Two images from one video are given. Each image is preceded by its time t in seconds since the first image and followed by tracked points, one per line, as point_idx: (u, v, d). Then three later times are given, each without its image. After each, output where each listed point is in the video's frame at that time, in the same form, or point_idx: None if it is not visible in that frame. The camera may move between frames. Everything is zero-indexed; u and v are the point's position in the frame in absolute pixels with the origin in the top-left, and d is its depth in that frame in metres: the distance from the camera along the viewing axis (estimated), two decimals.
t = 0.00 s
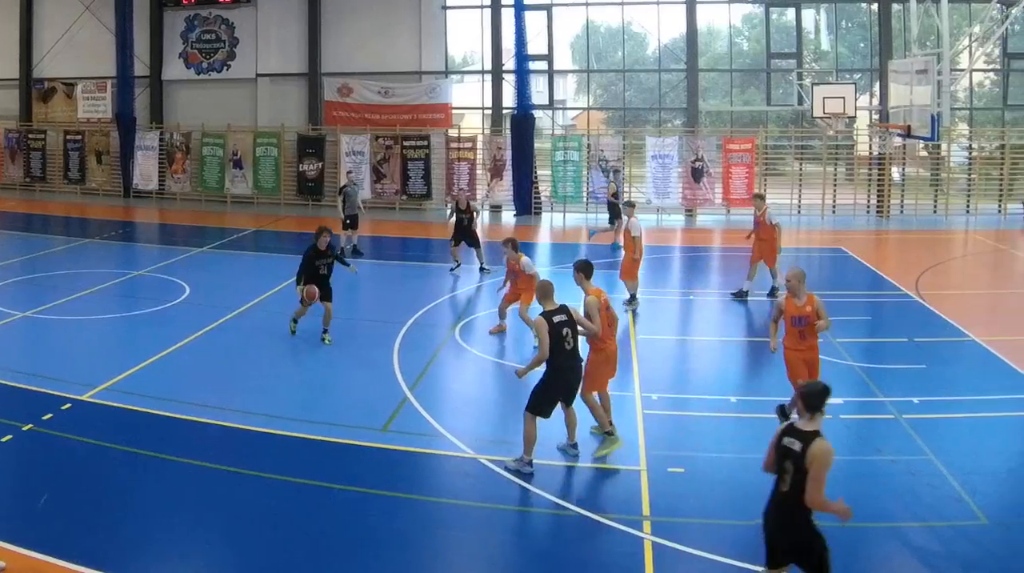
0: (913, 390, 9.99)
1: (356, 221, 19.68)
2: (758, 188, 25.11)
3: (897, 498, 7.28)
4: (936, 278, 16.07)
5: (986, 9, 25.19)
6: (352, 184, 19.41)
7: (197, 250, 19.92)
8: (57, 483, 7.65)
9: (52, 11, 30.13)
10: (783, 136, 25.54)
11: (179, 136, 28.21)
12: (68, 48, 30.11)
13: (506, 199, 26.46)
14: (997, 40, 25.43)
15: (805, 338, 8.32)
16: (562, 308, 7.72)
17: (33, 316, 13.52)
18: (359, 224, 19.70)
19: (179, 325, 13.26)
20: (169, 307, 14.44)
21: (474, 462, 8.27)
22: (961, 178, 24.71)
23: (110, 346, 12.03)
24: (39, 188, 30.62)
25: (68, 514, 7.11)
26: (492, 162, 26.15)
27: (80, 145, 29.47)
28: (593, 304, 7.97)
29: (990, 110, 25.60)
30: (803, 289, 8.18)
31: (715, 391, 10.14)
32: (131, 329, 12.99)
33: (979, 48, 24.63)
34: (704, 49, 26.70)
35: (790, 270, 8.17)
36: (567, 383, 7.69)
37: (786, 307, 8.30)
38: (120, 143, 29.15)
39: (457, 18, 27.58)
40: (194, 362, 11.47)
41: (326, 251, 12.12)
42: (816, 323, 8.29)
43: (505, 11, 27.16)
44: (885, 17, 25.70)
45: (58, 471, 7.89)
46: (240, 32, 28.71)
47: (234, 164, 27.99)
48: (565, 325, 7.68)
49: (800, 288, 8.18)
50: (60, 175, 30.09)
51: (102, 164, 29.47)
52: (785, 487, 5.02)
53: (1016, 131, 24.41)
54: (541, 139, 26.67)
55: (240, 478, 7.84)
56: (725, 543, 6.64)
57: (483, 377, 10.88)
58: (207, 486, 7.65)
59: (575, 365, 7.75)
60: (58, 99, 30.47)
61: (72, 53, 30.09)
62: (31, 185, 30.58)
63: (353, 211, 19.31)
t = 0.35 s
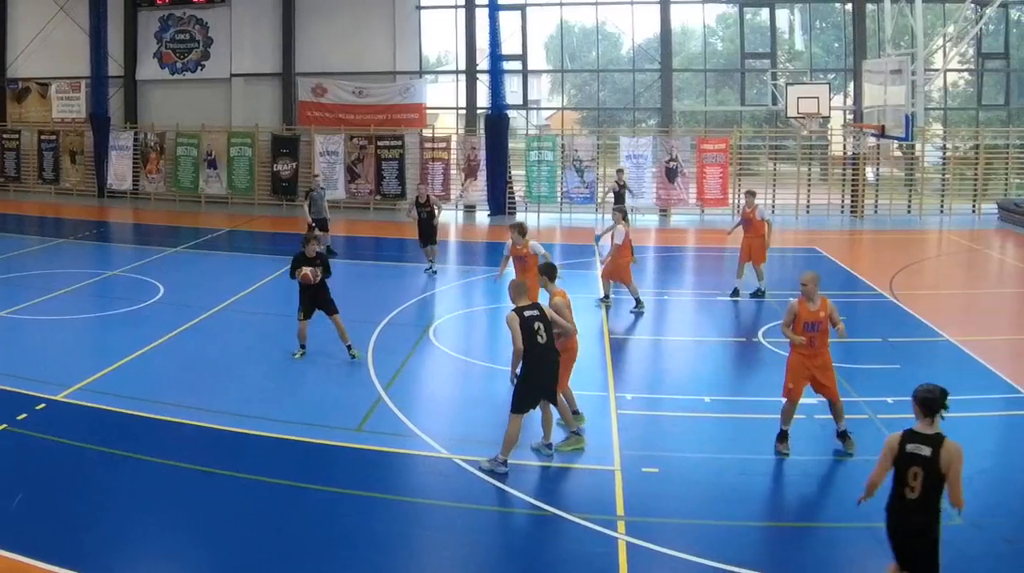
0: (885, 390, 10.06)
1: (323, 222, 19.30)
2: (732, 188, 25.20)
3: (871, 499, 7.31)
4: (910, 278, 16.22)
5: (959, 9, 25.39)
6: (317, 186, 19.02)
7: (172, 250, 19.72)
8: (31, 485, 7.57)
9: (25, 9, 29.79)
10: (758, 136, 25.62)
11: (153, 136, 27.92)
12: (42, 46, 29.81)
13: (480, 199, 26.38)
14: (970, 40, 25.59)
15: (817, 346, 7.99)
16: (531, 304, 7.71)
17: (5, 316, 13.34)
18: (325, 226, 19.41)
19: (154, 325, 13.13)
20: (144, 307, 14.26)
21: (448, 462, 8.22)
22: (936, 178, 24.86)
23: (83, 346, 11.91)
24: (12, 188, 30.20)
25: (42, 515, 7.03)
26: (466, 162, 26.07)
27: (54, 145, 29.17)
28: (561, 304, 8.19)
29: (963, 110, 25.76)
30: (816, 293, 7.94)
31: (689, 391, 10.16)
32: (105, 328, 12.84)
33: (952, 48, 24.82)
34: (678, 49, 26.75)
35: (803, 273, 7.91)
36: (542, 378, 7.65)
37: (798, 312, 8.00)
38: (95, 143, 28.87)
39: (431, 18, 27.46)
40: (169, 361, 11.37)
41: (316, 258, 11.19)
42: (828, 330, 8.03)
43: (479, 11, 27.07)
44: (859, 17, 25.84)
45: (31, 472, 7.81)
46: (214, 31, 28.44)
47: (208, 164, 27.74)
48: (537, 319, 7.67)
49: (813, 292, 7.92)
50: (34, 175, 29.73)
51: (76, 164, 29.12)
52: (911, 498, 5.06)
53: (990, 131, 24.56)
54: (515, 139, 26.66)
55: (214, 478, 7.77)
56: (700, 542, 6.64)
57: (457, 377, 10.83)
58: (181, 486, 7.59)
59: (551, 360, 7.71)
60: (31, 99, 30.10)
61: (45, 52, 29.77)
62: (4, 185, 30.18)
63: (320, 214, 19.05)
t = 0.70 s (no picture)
0: (858, 390, 10.12)
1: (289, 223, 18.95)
2: (707, 188, 25.27)
3: (845, 499, 7.34)
4: (884, 278, 16.36)
5: (932, 9, 25.62)
6: (281, 185, 18.70)
7: (146, 249, 19.49)
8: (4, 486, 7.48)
9: None
10: (732, 136, 25.70)
11: (127, 136, 27.64)
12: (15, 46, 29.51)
13: (454, 199, 25.99)
14: (944, 40, 25.77)
15: (823, 344, 8.07)
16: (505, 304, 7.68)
17: None
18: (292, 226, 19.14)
19: (128, 324, 13.00)
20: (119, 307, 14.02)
21: (422, 462, 8.17)
22: (910, 178, 25.03)
23: (57, 346, 11.77)
24: None
25: (16, 517, 6.96)
26: (440, 162, 25.97)
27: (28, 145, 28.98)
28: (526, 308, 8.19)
29: (938, 110, 25.97)
30: (826, 292, 8.03)
31: (664, 391, 10.17)
32: (79, 328, 12.69)
33: (926, 48, 25.01)
34: (652, 49, 26.80)
35: (814, 272, 8.05)
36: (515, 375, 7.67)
37: (808, 310, 8.12)
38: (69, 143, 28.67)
39: (405, 18, 27.29)
40: (144, 361, 11.25)
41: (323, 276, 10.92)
42: (838, 331, 8.05)
43: (453, 11, 26.98)
44: (833, 16, 25.95)
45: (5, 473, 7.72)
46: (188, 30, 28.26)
47: (182, 164, 27.45)
48: (511, 321, 7.63)
49: (823, 290, 8.02)
50: (6, 175, 29.42)
51: (51, 164, 28.78)
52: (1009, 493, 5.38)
53: (964, 132, 24.70)
54: (490, 139, 26.62)
55: (189, 479, 7.70)
56: (673, 542, 6.64)
57: (431, 376, 10.76)
58: (156, 487, 7.52)
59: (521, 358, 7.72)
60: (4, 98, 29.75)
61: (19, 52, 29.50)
62: None
63: (286, 214, 18.77)
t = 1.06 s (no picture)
0: (833, 390, 10.18)
1: (263, 223, 18.68)
2: (682, 187, 25.36)
3: (821, 499, 7.37)
4: (859, 278, 16.50)
5: (908, 9, 25.87)
6: (255, 185, 18.52)
7: (121, 249, 19.25)
8: None
9: None
10: (707, 136, 25.78)
11: (103, 136, 27.50)
12: None
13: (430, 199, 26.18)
14: (920, 41, 25.97)
15: (815, 341, 8.12)
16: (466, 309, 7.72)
17: None
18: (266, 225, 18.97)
19: (103, 324, 12.85)
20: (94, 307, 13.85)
21: (397, 461, 8.12)
22: (886, 178, 25.21)
23: (31, 345, 11.61)
24: None
25: None
26: (416, 162, 25.86)
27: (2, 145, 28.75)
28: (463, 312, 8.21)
29: (913, 110, 26.20)
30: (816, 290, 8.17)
31: (638, 390, 10.18)
32: (54, 328, 12.52)
33: (902, 48, 25.23)
34: (628, 49, 26.85)
35: (803, 271, 8.20)
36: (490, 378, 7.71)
37: (797, 310, 8.23)
38: (44, 143, 28.45)
39: (381, 18, 27.16)
40: (119, 360, 11.12)
41: (291, 298, 9.61)
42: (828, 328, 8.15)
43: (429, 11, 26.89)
44: (808, 16, 26.07)
45: None
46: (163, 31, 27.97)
47: (158, 164, 27.27)
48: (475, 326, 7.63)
49: (813, 289, 8.17)
50: None
51: (26, 164, 28.70)
52: None
53: (939, 132, 24.85)
54: (465, 139, 26.59)
55: (165, 479, 7.62)
56: (649, 542, 6.64)
57: (405, 376, 10.69)
58: (131, 488, 7.44)
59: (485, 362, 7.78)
60: None
61: None
62: None
63: (259, 214, 18.54)
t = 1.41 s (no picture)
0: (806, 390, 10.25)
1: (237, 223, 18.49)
2: (656, 188, 25.44)
3: (794, 498, 7.40)
4: (833, 277, 16.63)
5: (881, 9, 26.15)
6: (228, 185, 18.35)
7: (93, 250, 18.95)
8: None
9: None
10: (680, 136, 25.87)
11: (77, 136, 27.19)
12: None
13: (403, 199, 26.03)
14: (892, 41, 26.23)
15: (803, 338, 8.41)
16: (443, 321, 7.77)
17: None
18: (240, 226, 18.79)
19: (75, 324, 12.69)
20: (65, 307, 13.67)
21: (370, 461, 8.06)
22: (859, 178, 25.39)
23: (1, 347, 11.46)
24: None
25: None
26: (388, 162, 25.72)
27: None
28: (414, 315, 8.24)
29: (886, 110, 26.47)
30: (805, 288, 8.35)
31: (612, 390, 10.19)
32: (25, 328, 12.36)
33: (874, 48, 25.48)
34: (601, 49, 26.90)
35: (796, 269, 8.28)
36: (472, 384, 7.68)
37: (787, 306, 8.38)
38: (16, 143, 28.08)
39: (354, 18, 26.99)
40: (90, 361, 11.00)
41: (254, 300, 8.69)
42: (815, 324, 8.43)
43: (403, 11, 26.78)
44: (781, 17, 26.17)
45: None
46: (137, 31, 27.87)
47: (131, 164, 26.94)
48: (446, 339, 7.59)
49: (804, 287, 8.31)
50: None
51: None
52: None
53: (912, 132, 25.03)
54: (438, 139, 26.52)
55: (137, 481, 7.53)
56: (622, 542, 6.64)
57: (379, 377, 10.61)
58: (103, 490, 7.35)
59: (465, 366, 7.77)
60: None
61: None
62: None
63: (232, 214, 18.34)
